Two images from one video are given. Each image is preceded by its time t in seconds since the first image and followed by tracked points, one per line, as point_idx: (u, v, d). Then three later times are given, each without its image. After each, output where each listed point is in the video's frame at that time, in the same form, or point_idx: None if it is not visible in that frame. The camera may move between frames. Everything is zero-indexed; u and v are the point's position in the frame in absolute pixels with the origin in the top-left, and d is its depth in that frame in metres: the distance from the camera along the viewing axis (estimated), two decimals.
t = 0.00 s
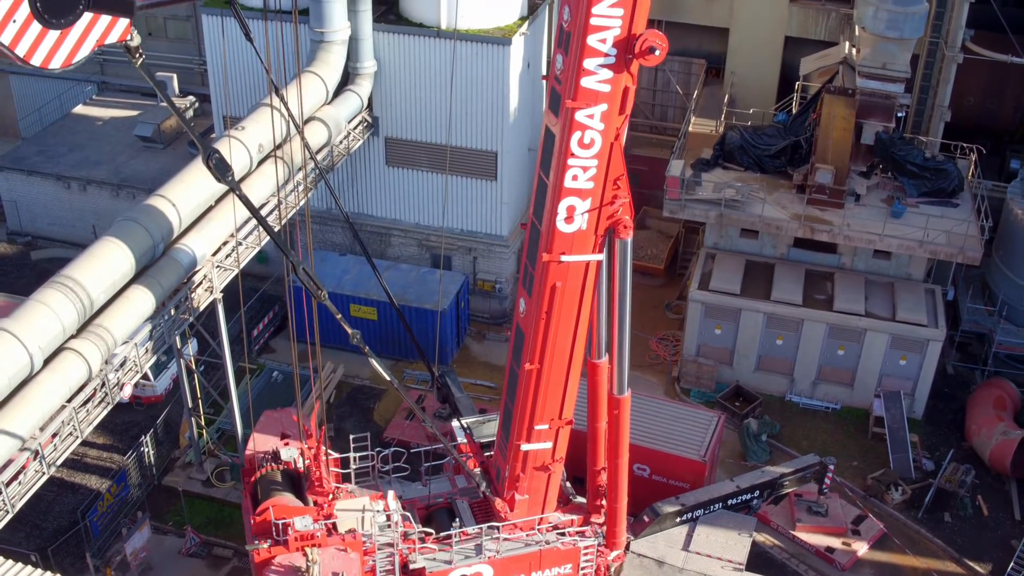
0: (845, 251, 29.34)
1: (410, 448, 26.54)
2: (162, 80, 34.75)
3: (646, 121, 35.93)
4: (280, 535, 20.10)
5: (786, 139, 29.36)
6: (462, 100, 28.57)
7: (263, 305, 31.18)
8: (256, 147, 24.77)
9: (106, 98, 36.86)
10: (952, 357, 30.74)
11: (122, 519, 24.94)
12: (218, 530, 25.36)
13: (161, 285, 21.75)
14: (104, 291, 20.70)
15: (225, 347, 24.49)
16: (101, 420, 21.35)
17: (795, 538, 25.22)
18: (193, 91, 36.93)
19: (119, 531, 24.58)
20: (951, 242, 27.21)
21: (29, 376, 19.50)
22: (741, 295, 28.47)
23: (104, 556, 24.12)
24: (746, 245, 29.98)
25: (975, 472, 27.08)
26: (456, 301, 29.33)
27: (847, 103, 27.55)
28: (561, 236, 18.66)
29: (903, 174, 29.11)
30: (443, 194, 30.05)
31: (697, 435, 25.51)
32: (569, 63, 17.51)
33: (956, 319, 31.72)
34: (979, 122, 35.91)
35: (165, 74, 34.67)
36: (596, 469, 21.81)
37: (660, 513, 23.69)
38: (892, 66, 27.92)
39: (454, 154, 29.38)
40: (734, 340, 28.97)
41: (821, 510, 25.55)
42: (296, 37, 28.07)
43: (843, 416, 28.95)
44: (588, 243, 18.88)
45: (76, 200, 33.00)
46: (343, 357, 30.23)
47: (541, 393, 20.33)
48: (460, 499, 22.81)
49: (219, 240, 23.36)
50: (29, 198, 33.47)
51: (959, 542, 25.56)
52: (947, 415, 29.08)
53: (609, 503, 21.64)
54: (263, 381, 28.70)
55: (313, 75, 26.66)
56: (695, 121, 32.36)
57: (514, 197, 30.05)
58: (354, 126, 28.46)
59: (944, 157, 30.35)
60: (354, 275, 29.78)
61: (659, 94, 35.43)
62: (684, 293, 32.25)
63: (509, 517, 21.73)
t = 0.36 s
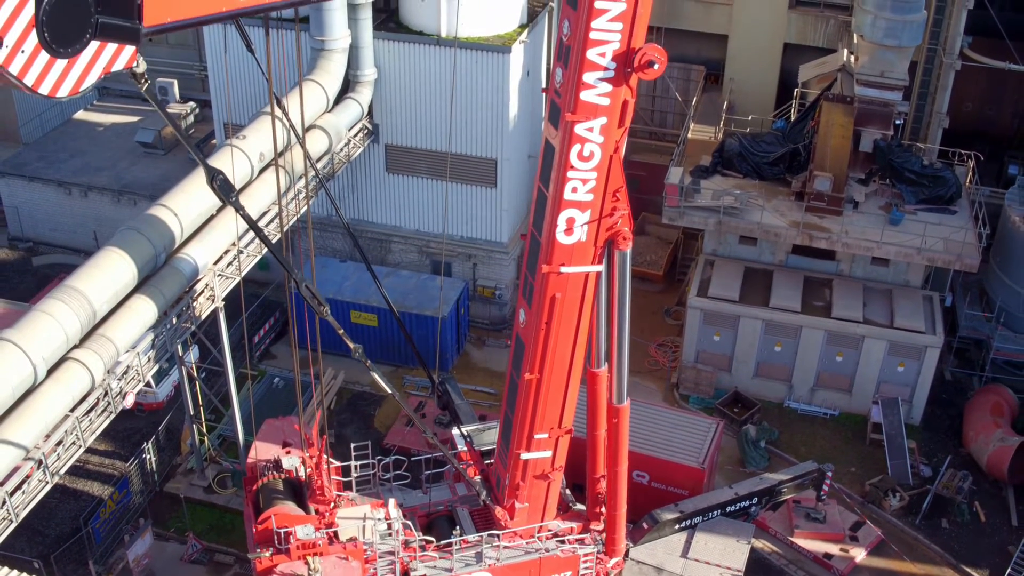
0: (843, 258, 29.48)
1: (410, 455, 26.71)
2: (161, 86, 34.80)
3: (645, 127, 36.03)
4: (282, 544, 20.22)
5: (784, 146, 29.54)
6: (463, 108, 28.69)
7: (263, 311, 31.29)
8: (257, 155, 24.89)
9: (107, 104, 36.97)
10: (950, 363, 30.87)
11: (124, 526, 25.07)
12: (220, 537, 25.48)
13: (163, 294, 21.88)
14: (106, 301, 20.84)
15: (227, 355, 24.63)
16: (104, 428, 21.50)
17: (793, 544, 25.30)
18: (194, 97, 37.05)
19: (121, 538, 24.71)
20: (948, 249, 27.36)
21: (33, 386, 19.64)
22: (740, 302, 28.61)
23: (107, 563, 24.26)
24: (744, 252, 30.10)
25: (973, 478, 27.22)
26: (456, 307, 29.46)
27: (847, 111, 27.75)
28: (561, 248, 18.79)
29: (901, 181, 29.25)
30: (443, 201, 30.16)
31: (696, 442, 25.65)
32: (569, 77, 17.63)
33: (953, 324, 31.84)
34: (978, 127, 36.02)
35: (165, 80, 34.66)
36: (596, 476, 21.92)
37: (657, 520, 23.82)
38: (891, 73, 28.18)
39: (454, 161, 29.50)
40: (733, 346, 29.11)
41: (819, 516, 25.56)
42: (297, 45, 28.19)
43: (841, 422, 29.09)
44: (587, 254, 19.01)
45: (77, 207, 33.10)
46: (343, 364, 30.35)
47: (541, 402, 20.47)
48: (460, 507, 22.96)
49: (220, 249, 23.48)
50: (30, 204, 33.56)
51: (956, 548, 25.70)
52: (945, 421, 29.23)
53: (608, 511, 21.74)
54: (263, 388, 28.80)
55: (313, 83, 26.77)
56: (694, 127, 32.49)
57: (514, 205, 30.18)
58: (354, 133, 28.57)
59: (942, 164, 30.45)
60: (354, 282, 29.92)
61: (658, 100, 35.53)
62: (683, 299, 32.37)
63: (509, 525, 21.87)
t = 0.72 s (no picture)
0: (841, 265, 29.61)
1: (410, 461, 26.81)
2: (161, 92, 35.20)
3: (644, 133, 36.14)
4: (283, 553, 20.39)
5: (783, 153, 29.70)
6: (463, 116, 28.79)
7: (264, 317, 31.41)
8: (258, 164, 25.00)
9: (107, 109, 37.09)
10: (948, 369, 31.00)
11: (126, 532, 25.20)
12: (220, 543, 25.60)
13: (165, 303, 21.98)
14: (108, 310, 20.98)
15: (228, 363, 24.76)
16: (106, 437, 21.64)
17: (790, 551, 25.40)
18: (194, 103, 37.17)
19: (123, 545, 24.82)
20: (946, 256, 27.48)
21: (35, 397, 19.78)
22: (738, 309, 28.73)
23: (108, 569, 24.39)
24: (743, 259, 30.21)
25: (970, 484, 27.36)
26: (455, 314, 29.54)
27: (845, 118, 27.84)
28: (559, 259, 18.90)
29: (899, 188, 29.38)
30: (443, 207, 30.26)
31: (694, 449, 25.77)
32: (568, 90, 17.73)
33: (951, 330, 31.97)
34: (975, 132, 36.09)
35: (165, 86, 35.28)
36: (594, 484, 22.02)
37: (656, 528, 23.94)
38: (889, 82, 28.29)
39: (454, 168, 29.61)
40: (731, 353, 29.23)
41: (816, 523, 25.71)
42: (298, 53, 28.34)
43: (839, 428, 29.22)
44: (586, 266, 19.13)
45: (78, 212, 33.20)
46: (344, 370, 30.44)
47: (540, 412, 20.60)
48: (459, 515, 23.10)
49: (221, 258, 23.59)
50: (31, 210, 33.64)
51: (953, 554, 25.84)
52: (942, 427, 29.36)
53: (606, 518, 21.76)
54: (264, 394, 28.93)
55: (314, 91, 26.93)
56: (693, 134, 32.63)
57: (513, 211, 30.29)
58: (354, 141, 28.68)
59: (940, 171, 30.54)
60: (354, 289, 30.01)
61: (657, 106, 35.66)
62: (682, 305, 32.48)
63: (507, 534, 21.98)
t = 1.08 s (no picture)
0: (839, 271, 29.71)
1: (409, 468, 27.10)
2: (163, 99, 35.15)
3: (643, 139, 36.25)
4: (283, 562, 20.50)
5: (781, 161, 29.63)
6: (462, 123, 28.87)
7: (263, 323, 31.52)
8: (257, 173, 25.12)
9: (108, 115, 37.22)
10: (945, 375, 31.11)
11: (126, 539, 25.32)
12: (220, 550, 25.72)
13: (164, 313, 22.09)
14: (109, 321, 21.09)
15: (227, 372, 24.86)
16: (107, 446, 21.76)
17: (787, 557, 25.43)
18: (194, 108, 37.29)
19: (123, 552, 24.93)
20: (943, 263, 27.59)
21: (36, 408, 19.90)
22: (736, 316, 28.83)
23: None
24: (741, 266, 30.33)
25: (966, 491, 27.46)
26: (453, 321, 29.58)
27: (842, 126, 27.86)
28: (557, 272, 19.02)
29: (896, 195, 29.36)
30: (442, 214, 30.35)
31: (692, 457, 25.88)
32: (564, 104, 17.84)
33: (948, 336, 32.08)
34: (973, 138, 36.13)
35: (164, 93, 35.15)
36: (591, 492, 22.14)
37: (654, 535, 24.13)
38: (886, 89, 28.73)
39: (453, 175, 29.71)
40: (729, 360, 29.34)
41: (814, 530, 25.73)
42: (297, 61, 28.51)
43: (837, 435, 29.33)
44: (583, 278, 19.24)
45: (78, 218, 33.31)
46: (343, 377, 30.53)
47: (538, 423, 20.71)
48: (458, 523, 23.22)
49: (221, 267, 23.68)
50: (31, 216, 33.75)
51: (949, 561, 25.94)
52: (939, 433, 29.46)
53: (604, 526, 21.82)
54: (263, 401, 29.07)
55: (313, 100, 27.10)
56: (691, 140, 32.69)
57: (512, 218, 30.39)
58: (353, 148, 28.79)
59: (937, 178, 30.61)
60: (353, 296, 30.12)
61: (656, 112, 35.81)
62: (680, 311, 32.61)
63: (505, 542, 22.05)
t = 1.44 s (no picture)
0: (836, 278, 29.80)
1: (407, 475, 27.24)
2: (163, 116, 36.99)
3: (640, 144, 36.32)
4: (281, 571, 20.38)
5: (778, 167, 29.90)
6: (460, 130, 28.95)
7: (262, 329, 31.62)
8: (256, 182, 25.22)
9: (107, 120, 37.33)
10: (942, 381, 31.21)
11: (126, 546, 25.42)
12: (220, 556, 25.82)
13: (164, 322, 22.18)
14: (108, 330, 21.17)
15: (227, 380, 24.97)
16: (107, 455, 21.87)
17: (784, 563, 25.53)
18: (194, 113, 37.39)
19: (123, 559, 25.02)
20: (940, 270, 27.67)
21: (36, 417, 20.00)
22: (733, 323, 28.90)
23: None
24: (739, 272, 30.41)
25: (963, 497, 27.54)
26: (452, 327, 29.62)
27: (841, 133, 28.49)
28: (554, 282, 19.10)
29: (894, 202, 29.57)
30: (441, 220, 30.43)
31: (690, 464, 25.97)
32: (562, 116, 17.92)
33: (946, 341, 32.18)
34: (970, 143, 36.24)
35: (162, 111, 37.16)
36: (589, 500, 22.23)
37: (651, 543, 24.18)
38: (883, 97, 28.64)
39: (452, 182, 29.80)
40: (727, 366, 29.42)
41: (810, 536, 25.90)
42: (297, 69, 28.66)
43: (834, 441, 29.43)
44: (581, 288, 19.32)
45: (78, 224, 33.38)
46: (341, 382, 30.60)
47: (535, 432, 20.80)
48: (456, 531, 23.28)
49: (220, 276, 23.77)
50: (31, 221, 33.83)
51: (946, 567, 26.03)
52: (936, 439, 29.55)
53: (601, 534, 21.86)
54: (263, 406, 29.21)
55: (313, 107, 27.22)
56: (689, 146, 32.79)
57: (510, 225, 30.48)
58: (352, 155, 28.88)
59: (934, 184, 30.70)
60: (352, 302, 30.19)
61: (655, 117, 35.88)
62: (678, 316, 32.68)
63: (503, 550, 22.18)
